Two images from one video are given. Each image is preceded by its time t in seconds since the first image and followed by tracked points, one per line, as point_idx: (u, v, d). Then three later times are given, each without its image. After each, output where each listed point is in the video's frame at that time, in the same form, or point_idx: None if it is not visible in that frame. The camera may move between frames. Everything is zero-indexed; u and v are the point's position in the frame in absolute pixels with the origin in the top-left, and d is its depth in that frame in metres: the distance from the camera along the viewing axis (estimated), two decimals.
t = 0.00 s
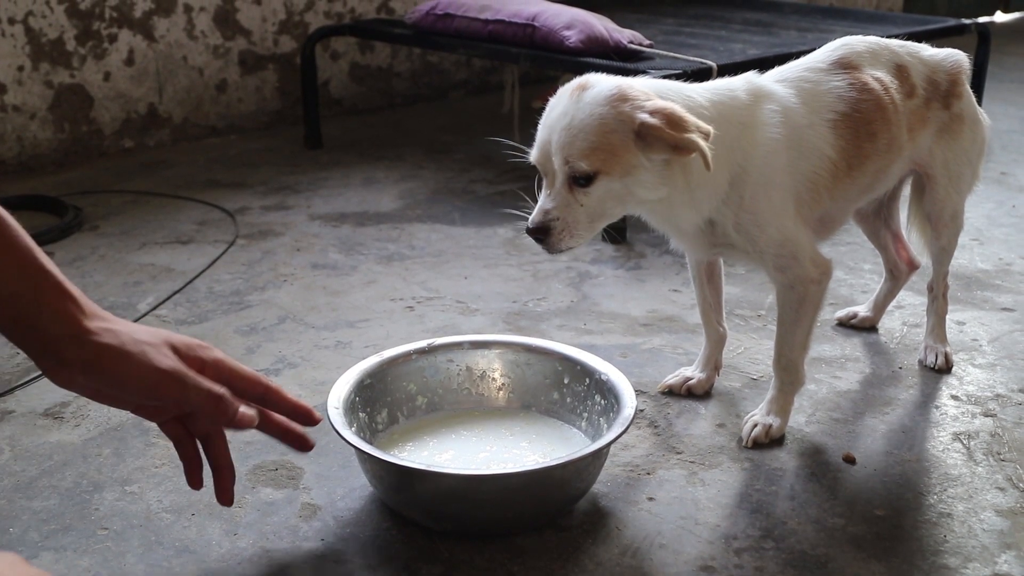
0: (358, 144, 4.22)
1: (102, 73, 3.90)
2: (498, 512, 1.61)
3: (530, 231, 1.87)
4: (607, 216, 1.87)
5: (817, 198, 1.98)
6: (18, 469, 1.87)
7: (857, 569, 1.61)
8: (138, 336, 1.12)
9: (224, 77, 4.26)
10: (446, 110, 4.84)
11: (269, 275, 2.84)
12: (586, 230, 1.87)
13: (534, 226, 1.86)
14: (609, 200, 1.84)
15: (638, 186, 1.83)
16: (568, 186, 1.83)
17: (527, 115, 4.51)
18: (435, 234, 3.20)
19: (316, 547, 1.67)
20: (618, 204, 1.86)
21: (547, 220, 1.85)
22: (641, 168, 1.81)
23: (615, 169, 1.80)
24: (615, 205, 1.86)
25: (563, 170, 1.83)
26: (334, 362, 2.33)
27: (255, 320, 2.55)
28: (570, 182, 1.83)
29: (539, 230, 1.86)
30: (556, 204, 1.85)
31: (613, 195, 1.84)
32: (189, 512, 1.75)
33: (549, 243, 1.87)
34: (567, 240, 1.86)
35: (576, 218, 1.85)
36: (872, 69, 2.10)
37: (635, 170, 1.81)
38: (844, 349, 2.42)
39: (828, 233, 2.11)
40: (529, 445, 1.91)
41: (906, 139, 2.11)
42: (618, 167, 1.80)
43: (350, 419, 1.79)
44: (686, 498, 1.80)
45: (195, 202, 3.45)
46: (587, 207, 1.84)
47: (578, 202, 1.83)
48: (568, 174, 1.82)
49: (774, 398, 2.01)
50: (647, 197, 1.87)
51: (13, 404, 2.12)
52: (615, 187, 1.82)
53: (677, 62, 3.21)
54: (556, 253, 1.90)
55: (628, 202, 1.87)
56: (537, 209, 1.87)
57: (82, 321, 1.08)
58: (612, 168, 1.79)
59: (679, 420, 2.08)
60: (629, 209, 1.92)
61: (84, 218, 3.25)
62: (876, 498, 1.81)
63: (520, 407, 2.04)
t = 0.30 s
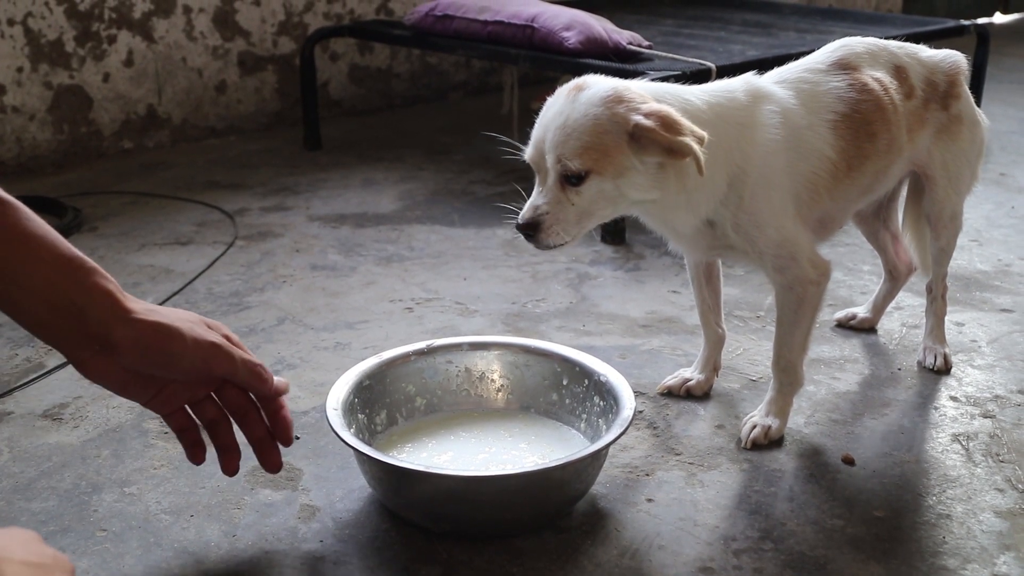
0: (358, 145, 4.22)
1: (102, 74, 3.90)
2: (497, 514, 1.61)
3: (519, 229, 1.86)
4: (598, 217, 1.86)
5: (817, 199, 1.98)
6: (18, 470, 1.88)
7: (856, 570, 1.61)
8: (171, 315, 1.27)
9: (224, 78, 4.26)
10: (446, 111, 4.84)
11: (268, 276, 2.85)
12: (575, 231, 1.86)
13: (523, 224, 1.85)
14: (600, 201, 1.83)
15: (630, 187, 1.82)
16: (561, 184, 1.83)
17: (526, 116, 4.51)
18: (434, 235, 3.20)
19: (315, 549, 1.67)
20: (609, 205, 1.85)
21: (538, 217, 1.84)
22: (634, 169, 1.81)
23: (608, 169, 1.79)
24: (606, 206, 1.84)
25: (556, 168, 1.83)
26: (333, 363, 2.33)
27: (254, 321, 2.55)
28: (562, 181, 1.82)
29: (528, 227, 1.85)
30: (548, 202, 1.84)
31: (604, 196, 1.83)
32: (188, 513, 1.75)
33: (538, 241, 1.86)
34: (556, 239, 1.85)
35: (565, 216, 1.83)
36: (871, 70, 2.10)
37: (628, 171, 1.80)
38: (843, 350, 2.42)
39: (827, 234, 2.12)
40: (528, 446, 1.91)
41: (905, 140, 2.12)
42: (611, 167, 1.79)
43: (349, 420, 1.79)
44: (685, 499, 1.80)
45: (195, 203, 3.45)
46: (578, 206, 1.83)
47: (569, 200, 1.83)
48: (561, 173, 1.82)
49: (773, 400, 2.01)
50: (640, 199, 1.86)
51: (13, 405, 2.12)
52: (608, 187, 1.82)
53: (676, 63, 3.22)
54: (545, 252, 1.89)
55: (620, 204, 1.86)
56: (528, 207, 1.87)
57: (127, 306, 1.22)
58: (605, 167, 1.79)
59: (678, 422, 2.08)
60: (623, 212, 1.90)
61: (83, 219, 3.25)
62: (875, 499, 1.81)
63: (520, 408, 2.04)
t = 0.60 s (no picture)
0: (357, 146, 4.22)
1: (102, 75, 3.90)
2: (498, 514, 1.61)
3: (535, 244, 1.88)
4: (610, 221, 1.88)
5: (817, 200, 1.98)
6: (17, 471, 1.87)
7: (856, 571, 1.60)
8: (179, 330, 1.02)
9: (224, 79, 4.26)
10: (446, 111, 4.84)
11: (268, 276, 2.85)
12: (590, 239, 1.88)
13: (540, 241, 1.87)
14: (613, 207, 1.85)
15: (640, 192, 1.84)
16: (572, 200, 1.84)
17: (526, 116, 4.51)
18: (434, 236, 3.20)
19: (315, 549, 1.67)
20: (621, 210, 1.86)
21: (553, 234, 1.86)
22: (642, 176, 1.81)
23: (617, 180, 1.80)
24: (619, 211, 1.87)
25: (565, 185, 1.83)
26: (333, 364, 2.33)
27: (254, 322, 2.55)
28: (573, 196, 1.83)
29: (544, 243, 1.87)
30: (561, 217, 1.86)
31: (616, 203, 1.84)
32: (188, 514, 1.75)
33: (555, 254, 1.89)
34: (573, 250, 1.88)
35: (581, 228, 1.86)
36: (871, 71, 2.10)
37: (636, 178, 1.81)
38: (843, 351, 2.42)
39: (827, 235, 2.12)
40: (529, 446, 1.91)
41: (904, 140, 2.12)
42: (621, 179, 1.80)
43: (349, 421, 1.79)
44: (685, 500, 1.80)
45: (195, 204, 3.45)
46: (592, 217, 1.85)
47: (583, 213, 1.84)
48: (570, 189, 1.82)
49: (773, 400, 2.01)
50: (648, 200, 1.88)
51: (13, 405, 2.12)
52: (619, 197, 1.83)
53: (676, 63, 3.22)
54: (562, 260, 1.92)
55: (631, 207, 1.88)
56: (540, 221, 1.88)
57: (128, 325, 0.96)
58: (615, 180, 1.79)
59: (678, 422, 2.08)
60: (633, 212, 1.92)
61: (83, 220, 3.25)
62: (875, 500, 1.81)
63: (520, 409, 2.04)
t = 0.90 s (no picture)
0: (358, 146, 4.22)
1: (102, 75, 3.90)
2: (499, 515, 1.61)
3: (539, 243, 1.86)
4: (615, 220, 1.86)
5: (817, 200, 1.98)
6: (18, 471, 1.87)
7: (857, 571, 1.60)
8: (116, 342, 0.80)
9: (224, 79, 4.26)
10: (446, 111, 4.84)
11: (269, 276, 2.85)
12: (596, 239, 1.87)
13: (544, 239, 1.85)
14: (617, 206, 1.84)
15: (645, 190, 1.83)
16: (577, 197, 1.82)
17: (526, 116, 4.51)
18: (434, 236, 3.20)
19: (315, 549, 1.66)
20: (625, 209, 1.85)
21: (558, 231, 1.84)
22: (647, 173, 1.80)
23: (622, 177, 1.79)
24: (624, 210, 1.85)
25: (571, 181, 1.81)
26: (333, 364, 2.33)
27: (254, 321, 2.55)
28: (578, 193, 1.82)
29: (549, 242, 1.85)
30: (565, 215, 1.84)
31: (621, 201, 1.83)
32: (188, 514, 1.75)
33: (560, 254, 1.86)
34: (578, 250, 1.86)
35: (585, 227, 1.84)
36: (871, 72, 2.10)
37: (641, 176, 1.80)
38: (843, 351, 2.42)
39: (826, 235, 2.12)
40: (529, 446, 1.90)
41: (905, 141, 2.12)
42: (626, 176, 1.79)
43: (349, 421, 1.79)
44: (685, 500, 1.80)
45: (196, 204, 3.45)
46: (596, 215, 1.83)
47: (588, 211, 1.83)
48: (575, 185, 1.81)
49: (773, 400, 2.01)
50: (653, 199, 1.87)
51: (13, 405, 2.12)
52: (623, 195, 1.82)
53: (677, 63, 3.22)
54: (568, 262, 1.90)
55: (635, 206, 1.87)
56: (545, 219, 1.87)
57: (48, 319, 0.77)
58: (620, 177, 1.79)
59: (679, 422, 2.08)
60: (636, 211, 1.91)
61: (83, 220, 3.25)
62: (876, 500, 1.81)
63: (520, 409, 2.04)
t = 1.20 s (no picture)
0: (358, 145, 4.22)
1: (102, 75, 3.90)
2: (499, 515, 1.61)
3: (546, 235, 1.84)
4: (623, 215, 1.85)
5: (817, 200, 1.98)
6: (17, 470, 1.87)
7: (857, 571, 1.60)
8: None
9: (224, 78, 4.26)
10: (446, 111, 4.84)
11: (268, 276, 2.85)
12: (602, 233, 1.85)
13: (551, 231, 1.82)
14: (627, 201, 1.82)
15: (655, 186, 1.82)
16: (587, 188, 1.80)
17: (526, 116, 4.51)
18: (434, 236, 3.20)
19: (315, 549, 1.66)
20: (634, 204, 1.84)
21: (568, 223, 1.81)
22: (660, 168, 1.79)
23: (636, 171, 1.77)
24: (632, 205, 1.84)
25: (583, 172, 1.79)
26: (333, 364, 2.33)
27: (254, 321, 2.55)
28: (589, 185, 1.80)
29: (556, 233, 1.83)
30: (575, 206, 1.81)
31: (631, 195, 1.82)
32: (188, 514, 1.75)
33: (566, 246, 1.84)
34: (585, 243, 1.84)
35: (594, 219, 1.82)
36: (872, 73, 2.10)
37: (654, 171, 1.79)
38: (843, 350, 2.42)
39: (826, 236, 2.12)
40: (529, 446, 1.90)
41: (905, 142, 2.12)
42: (640, 169, 1.77)
43: (349, 421, 1.79)
44: (685, 500, 1.80)
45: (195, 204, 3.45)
46: (606, 208, 1.81)
47: (598, 203, 1.80)
48: (588, 177, 1.79)
49: (774, 400, 2.01)
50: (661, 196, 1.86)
51: (12, 405, 2.12)
52: (634, 189, 1.80)
53: (677, 63, 3.22)
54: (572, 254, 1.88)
55: (644, 201, 1.86)
56: (551, 209, 1.84)
57: None
58: (634, 170, 1.77)
59: (679, 422, 2.08)
60: (643, 208, 1.90)
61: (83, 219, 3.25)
62: (876, 500, 1.81)
63: (520, 409, 2.04)
